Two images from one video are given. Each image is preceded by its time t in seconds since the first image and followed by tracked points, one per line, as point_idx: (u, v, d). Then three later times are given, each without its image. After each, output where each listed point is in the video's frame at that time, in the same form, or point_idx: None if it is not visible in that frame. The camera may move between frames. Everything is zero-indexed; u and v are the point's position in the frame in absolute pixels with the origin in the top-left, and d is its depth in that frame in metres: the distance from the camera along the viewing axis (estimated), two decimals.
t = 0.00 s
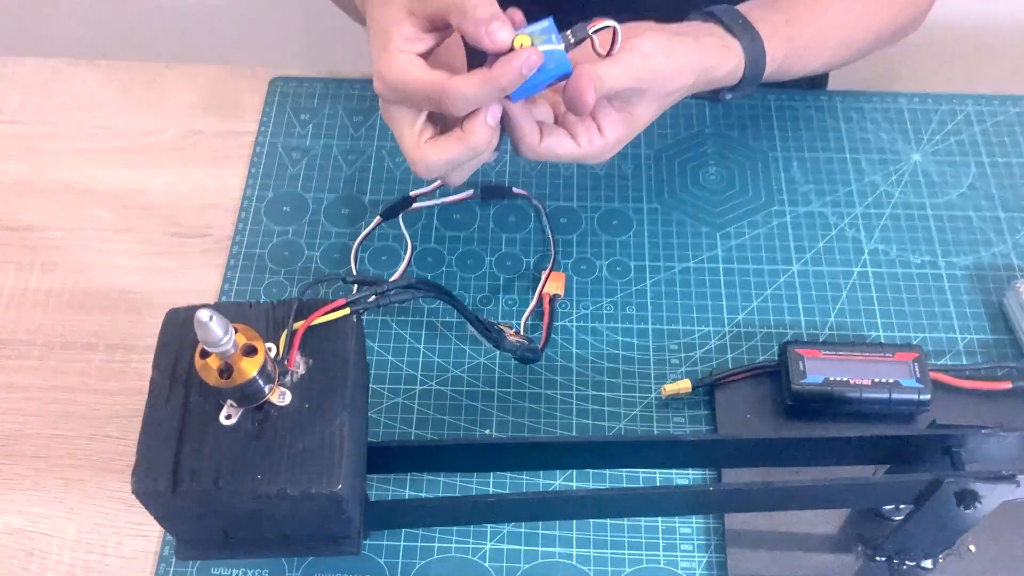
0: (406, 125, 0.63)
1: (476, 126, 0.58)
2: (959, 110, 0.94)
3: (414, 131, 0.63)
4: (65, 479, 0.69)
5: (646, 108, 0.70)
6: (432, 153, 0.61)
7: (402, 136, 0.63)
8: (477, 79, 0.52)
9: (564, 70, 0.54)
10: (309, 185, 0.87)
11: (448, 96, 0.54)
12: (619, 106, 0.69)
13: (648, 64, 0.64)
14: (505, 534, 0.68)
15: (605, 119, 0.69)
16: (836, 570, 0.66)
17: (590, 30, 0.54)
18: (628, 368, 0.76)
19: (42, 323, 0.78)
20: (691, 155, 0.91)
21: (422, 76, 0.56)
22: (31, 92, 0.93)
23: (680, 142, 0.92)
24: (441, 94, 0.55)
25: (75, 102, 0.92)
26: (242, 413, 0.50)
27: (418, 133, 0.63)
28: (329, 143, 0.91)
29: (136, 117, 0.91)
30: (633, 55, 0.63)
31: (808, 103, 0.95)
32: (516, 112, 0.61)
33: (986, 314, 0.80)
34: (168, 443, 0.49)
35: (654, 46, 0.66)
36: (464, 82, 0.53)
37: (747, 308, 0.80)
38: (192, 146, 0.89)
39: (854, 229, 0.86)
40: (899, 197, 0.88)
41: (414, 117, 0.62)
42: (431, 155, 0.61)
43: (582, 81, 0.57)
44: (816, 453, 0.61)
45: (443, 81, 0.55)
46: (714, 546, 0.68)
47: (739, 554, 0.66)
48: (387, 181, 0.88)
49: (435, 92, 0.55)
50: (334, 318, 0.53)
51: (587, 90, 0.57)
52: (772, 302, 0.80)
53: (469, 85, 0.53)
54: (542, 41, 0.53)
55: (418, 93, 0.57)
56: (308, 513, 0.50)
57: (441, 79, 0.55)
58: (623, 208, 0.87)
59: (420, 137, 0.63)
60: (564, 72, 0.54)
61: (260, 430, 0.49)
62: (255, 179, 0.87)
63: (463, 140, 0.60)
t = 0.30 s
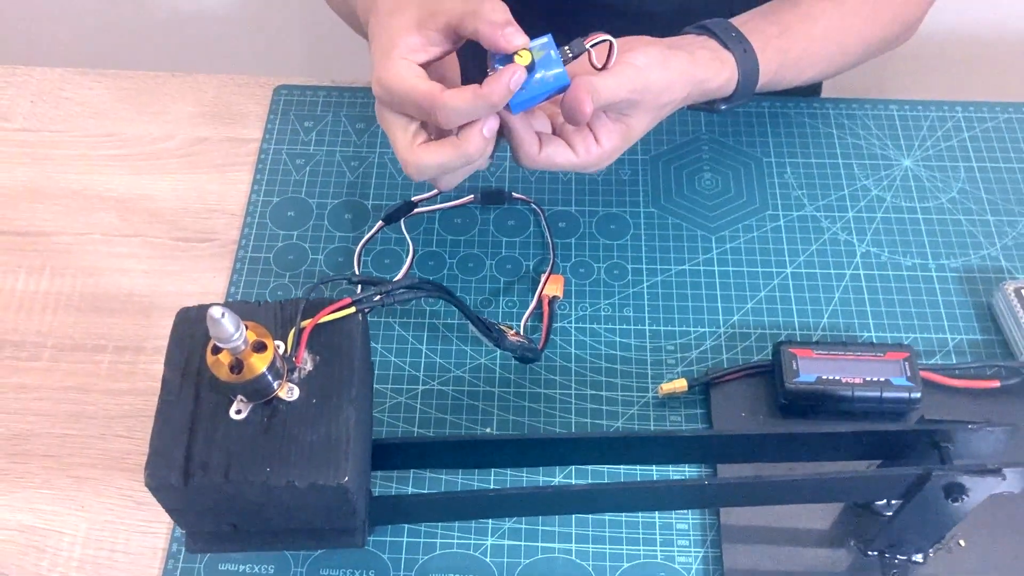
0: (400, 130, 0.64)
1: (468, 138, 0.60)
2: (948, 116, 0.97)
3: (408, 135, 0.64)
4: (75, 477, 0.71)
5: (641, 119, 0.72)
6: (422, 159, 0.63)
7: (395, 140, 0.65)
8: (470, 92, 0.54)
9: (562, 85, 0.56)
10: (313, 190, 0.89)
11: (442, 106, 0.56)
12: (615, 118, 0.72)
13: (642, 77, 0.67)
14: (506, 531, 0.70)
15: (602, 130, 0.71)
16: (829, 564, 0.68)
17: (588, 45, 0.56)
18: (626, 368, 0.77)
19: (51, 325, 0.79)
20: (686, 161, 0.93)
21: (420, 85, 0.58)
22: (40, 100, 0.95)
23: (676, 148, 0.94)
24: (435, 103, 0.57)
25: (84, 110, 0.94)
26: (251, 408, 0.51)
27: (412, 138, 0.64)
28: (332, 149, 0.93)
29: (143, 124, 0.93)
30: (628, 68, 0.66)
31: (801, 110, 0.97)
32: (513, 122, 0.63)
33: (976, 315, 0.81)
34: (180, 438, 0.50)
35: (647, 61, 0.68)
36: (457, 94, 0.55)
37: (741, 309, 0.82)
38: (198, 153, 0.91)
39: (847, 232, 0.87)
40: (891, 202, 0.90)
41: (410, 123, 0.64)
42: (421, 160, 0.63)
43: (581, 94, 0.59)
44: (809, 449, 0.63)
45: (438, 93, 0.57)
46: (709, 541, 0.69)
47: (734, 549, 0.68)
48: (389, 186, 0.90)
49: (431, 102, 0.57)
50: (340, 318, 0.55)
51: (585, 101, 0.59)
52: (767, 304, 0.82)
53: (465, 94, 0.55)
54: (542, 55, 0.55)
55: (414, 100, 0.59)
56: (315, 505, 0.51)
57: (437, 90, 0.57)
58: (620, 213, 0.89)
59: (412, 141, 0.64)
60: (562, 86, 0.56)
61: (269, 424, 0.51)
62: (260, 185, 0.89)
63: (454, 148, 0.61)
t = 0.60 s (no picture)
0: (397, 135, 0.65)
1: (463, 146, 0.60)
2: (941, 118, 0.98)
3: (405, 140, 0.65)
4: (77, 476, 0.71)
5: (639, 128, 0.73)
6: (417, 162, 0.63)
7: (392, 143, 0.65)
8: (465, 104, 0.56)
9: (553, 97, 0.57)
10: (312, 193, 0.90)
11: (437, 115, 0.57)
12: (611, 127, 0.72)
13: (637, 86, 0.67)
14: (504, 528, 0.71)
15: (599, 140, 0.73)
16: (823, 560, 0.68)
17: (577, 58, 0.58)
18: (622, 367, 0.78)
19: (53, 327, 0.80)
20: (682, 163, 0.94)
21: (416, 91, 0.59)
22: (42, 104, 0.96)
23: (671, 150, 0.95)
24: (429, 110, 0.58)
25: (85, 114, 0.95)
26: (251, 405, 0.52)
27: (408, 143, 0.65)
28: (331, 152, 0.94)
29: (143, 128, 0.94)
30: (622, 77, 0.66)
31: (795, 112, 0.99)
32: (516, 142, 0.65)
33: (969, 314, 0.82)
34: (182, 434, 0.51)
35: (641, 69, 0.69)
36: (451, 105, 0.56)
37: (737, 309, 0.82)
38: (198, 156, 0.92)
39: (840, 232, 0.88)
40: (884, 202, 0.91)
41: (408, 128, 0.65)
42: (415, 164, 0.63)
43: (571, 102, 0.59)
44: (803, 446, 0.64)
45: (433, 100, 0.58)
46: (705, 538, 0.70)
47: (730, 545, 0.69)
48: (388, 189, 0.91)
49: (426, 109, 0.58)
50: (338, 316, 0.56)
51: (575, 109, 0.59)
52: (761, 304, 0.82)
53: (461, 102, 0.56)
54: (531, 71, 0.57)
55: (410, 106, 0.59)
56: (315, 500, 0.52)
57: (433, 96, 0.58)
58: (617, 214, 0.90)
59: (408, 145, 0.65)
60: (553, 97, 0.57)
61: (269, 421, 0.52)
62: (260, 188, 0.90)
63: (447, 153, 0.61)
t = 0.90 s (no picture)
0: (384, 130, 0.66)
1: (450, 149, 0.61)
2: (934, 121, 0.98)
3: (391, 136, 0.66)
4: (76, 479, 0.72)
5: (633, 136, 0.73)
6: (402, 158, 0.64)
7: (378, 138, 0.67)
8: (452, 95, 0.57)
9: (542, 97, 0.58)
10: (310, 197, 0.91)
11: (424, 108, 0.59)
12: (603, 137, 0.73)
13: (629, 95, 0.68)
14: (501, 529, 0.71)
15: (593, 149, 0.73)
16: (817, 560, 0.69)
17: (564, 58, 0.58)
18: (618, 369, 0.78)
19: (52, 331, 0.81)
20: (677, 166, 0.95)
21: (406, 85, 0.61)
22: (41, 109, 0.97)
23: (666, 153, 0.96)
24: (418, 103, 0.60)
25: (84, 119, 0.96)
26: (249, 406, 0.53)
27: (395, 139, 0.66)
28: (329, 157, 0.94)
29: (142, 134, 0.95)
30: (616, 86, 0.67)
31: (790, 115, 0.99)
32: (505, 145, 0.65)
33: (962, 315, 0.82)
34: (180, 435, 0.52)
35: (633, 79, 0.70)
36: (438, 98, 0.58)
37: (732, 311, 0.83)
38: (197, 161, 0.93)
39: (835, 235, 0.89)
40: (878, 204, 0.91)
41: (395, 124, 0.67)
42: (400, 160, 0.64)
43: (560, 103, 0.59)
44: (797, 446, 0.64)
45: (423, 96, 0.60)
46: (701, 538, 0.70)
47: (725, 545, 0.69)
48: (385, 193, 0.92)
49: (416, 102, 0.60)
50: (335, 317, 0.57)
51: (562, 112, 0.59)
52: (756, 306, 0.83)
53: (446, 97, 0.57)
54: (520, 73, 0.58)
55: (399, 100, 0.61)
56: (312, 501, 0.53)
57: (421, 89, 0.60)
58: (612, 217, 0.90)
59: (394, 140, 0.66)
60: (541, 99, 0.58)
61: (266, 422, 0.52)
62: (258, 192, 0.91)
63: (432, 152, 0.62)
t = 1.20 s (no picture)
0: (362, 116, 0.65)
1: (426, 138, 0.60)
2: (930, 121, 0.99)
3: (370, 121, 0.65)
4: (72, 479, 0.72)
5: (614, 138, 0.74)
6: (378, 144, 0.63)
7: (354, 123, 0.65)
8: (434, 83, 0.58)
9: (519, 99, 0.59)
10: (306, 198, 0.91)
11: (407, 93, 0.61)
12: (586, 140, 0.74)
13: (606, 96, 0.69)
14: (498, 529, 0.71)
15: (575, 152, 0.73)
16: (813, 559, 0.69)
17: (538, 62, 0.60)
18: (614, 369, 0.78)
19: (49, 332, 0.81)
20: (673, 166, 0.95)
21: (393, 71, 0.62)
22: (38, 111, 0.97)
23: (662, 153, 0.96)
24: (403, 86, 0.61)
25: (80, 121, 0.96)
26: (243, 405, 0.53)
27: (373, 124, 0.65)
28: (325, 158, 0.95)
29: (139, 135, 0.95)
30: (592, 89, 0.68)
31: (786, 115, 0.99)
32: (485, 151, 0.65)
33: (958, 314, 0.82)
34: (175, 434, 0.52)
35: (611, 81, 0.71)
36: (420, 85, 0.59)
37: (727, 311, 0.83)
38: (193, 162, 0.93)
39: (830, 234, 0.89)
40: (874, 204, 0.91)
41: (373, 111, 0.66)
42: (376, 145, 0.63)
43: (537, 105, 0.60)
44: (791, 445, 0.64)
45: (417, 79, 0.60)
46: (697, 538, 0.70)
47: (721, 545, 0.69)
48: (382, 194, 0.92)
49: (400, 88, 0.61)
50: (331, 317, 0.57)
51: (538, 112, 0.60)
52: (752, 306, 0.83)
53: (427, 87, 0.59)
54: (497, 80, 0.60)
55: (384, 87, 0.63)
56: (307, 500, 0.53)
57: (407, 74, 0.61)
58: (608, 217, 0.91)
59: (371, 125, 0.65)
60: (519, 101, 0.59)
61: (261, 421, 0.52)
62: (255, 193, 0.91)
63: (409, 139, 0.61)
